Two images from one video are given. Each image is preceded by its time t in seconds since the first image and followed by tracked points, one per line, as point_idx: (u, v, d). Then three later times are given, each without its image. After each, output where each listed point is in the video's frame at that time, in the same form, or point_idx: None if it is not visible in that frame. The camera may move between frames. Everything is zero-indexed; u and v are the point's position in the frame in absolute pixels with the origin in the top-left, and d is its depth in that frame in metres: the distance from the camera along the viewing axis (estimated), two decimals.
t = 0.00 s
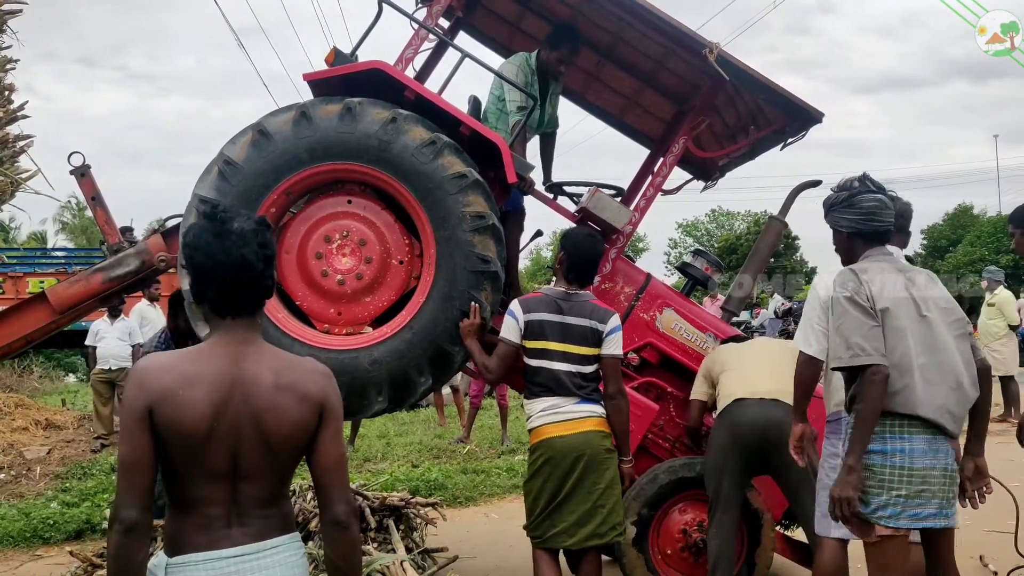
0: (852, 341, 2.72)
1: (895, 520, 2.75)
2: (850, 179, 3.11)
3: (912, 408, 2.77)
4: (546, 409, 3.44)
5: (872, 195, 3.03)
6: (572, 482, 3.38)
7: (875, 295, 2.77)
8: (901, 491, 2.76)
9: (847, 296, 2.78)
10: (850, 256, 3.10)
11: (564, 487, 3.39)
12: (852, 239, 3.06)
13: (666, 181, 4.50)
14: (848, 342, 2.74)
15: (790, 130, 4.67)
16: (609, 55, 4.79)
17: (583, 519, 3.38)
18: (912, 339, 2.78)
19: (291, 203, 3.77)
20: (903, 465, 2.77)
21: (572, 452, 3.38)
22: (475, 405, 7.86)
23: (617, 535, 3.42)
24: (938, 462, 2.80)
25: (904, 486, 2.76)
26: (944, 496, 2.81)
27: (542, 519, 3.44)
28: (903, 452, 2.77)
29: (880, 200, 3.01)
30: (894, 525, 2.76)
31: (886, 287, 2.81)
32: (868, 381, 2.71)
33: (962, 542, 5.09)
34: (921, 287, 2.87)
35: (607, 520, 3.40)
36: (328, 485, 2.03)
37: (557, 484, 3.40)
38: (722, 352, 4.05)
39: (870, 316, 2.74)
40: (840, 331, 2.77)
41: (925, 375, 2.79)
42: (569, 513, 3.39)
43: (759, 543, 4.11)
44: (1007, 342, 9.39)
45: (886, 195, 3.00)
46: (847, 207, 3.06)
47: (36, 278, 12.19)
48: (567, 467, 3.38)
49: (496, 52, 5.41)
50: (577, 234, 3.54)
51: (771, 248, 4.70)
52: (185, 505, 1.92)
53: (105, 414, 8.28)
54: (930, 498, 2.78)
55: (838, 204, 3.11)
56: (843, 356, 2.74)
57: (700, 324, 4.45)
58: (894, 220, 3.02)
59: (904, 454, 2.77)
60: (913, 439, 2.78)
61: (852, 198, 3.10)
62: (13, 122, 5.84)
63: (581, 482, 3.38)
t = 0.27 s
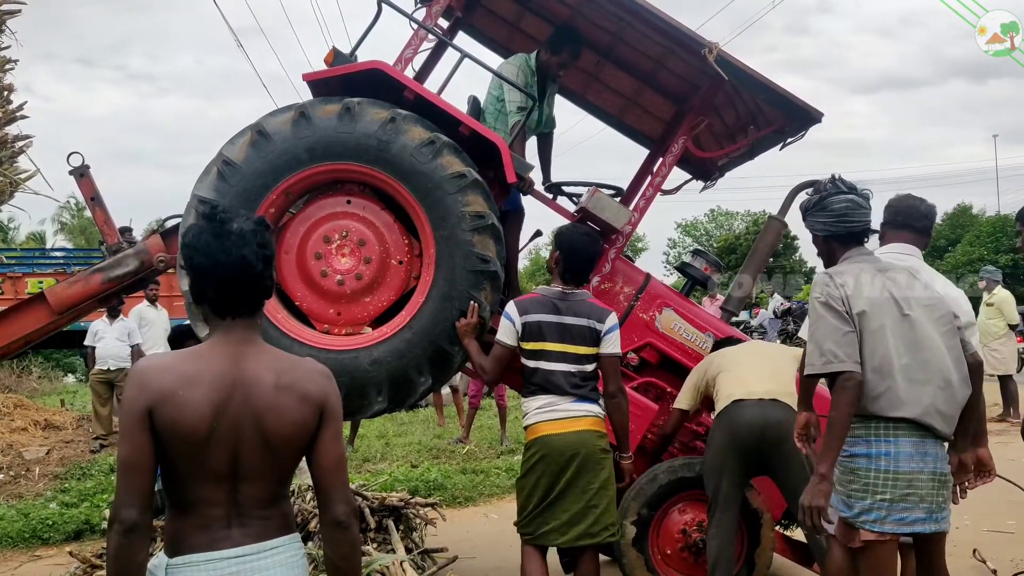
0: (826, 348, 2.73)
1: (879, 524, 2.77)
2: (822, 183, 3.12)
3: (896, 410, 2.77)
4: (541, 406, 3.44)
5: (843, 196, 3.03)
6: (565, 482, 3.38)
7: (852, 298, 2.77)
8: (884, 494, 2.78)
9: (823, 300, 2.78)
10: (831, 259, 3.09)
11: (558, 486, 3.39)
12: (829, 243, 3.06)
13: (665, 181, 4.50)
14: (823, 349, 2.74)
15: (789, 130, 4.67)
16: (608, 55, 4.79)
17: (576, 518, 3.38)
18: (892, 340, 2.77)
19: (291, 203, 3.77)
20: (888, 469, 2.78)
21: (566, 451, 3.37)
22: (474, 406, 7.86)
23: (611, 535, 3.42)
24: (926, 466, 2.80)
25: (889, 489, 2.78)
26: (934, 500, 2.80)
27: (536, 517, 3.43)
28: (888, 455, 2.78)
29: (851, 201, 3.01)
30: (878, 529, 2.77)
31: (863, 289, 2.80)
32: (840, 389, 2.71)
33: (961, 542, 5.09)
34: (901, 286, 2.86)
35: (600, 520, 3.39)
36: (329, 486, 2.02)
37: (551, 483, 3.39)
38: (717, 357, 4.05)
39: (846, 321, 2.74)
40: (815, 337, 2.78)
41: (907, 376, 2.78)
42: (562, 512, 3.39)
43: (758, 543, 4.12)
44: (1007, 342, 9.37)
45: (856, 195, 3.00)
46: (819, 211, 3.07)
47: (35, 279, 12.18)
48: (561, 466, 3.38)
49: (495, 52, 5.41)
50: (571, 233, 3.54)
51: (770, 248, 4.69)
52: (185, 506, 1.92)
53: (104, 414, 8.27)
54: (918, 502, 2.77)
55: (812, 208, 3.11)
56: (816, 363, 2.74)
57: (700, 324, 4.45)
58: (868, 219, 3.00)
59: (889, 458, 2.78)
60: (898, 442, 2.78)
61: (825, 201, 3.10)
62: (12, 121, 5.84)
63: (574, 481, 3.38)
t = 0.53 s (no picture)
0: (828, 349, 2.72)
1: (883, 526, 2.77)
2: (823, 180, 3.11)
3: (901, 411, 2.77)
4: (532, 408, 3.42)
5: (845, 194, 3.02)
6: (556, 485, 3.38)
7: (854, 300, 2.76)
8: (888, 496, 2.77)
9: (825, 302, 2.78)
10: (833, 258, 3.08)
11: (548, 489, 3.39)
12: (832, 241, 3.06)
13: (666, 181, 4.50)
14: (825, 351, 2.74)
15: (790, 130, 4.66)
16: (608, 54, 4.78)
17: (565, 523, 3.38)
18: (895, 340, 2.76)
19: (291, 204, 3.77)
20: (890, 470, 2.78)
21: (556, 454, 3.37)
22: (475, 406, 7.85)
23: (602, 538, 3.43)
24: (929, 467, 2.79)
25: (891, 491, 2.77)
26: (938, 501, 2.80)
27: (526, 518, 3.44)
28: (891, 456, 2.79)
29: (853, 199, 3.00)
30: (881, 531, 2.77)
31: (865, 289, 2.79)
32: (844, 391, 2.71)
33: (963, 542, 5.09)
34: (904, 286, 2.85)
35: (590, 524, 3.40)
36: (330, 487, 2.02)
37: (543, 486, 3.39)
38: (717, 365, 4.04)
39: (847, 323, 2.74)
40: (817, 339, 2.77)
41: (911, 377, 2.77)
42: (552, 516, 3.39)
43: (760, 543, 4.12)
44: (1010, 342, 9.34)
45: (859, 192, 2.99)
46: (821, 208, 3.06)
47: (36, 279, 12.19)
48: (550, 470, 3.38)
49: (496, 52, 5.40)
50: (555, 232, 3.57)
51: (771, 248, 4.69)
52: (186, 506, 1.91)
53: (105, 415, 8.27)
54: (921, 504, 2.77)
55: (814, 206, 3.10)
56: (818, 365, 2.74)
57: (701, 324, 4.44)
58: (870, 217, 3.00)
59: (892, 459, 2.78)
60: (902, 443, 2.78)
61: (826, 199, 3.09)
62: (13, 122, 5.84)
63: (565, 484, 3.38)
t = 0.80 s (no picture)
0: (845, 347, 2.74)
1: (882, 526, 2.77)
2: (847, 176, 3.07)
3: (909, 413, 2.77)
4: (511, 412, 3.35)
5: (871, 191, 3.00)
6: (533, 490, 3.28)
7: (870, 297, 2.77)
8: (889, 497, 2.77)
9: (843, 299, 2.79)
10: (851, 255, 3.07)
11: (524, 494, 3.29)
12: (853, 237, 3.03)
13: (667, 181, 4.49)
14: (842, 348, 2.76)
15: (791, 129, 4.66)
16: (608, 54, 4.78)
17: (540, 531, 3.27)
18: (910, 342, 2.77)
19: (292, 204, 3.77)
20: (893, 472, 2.78)
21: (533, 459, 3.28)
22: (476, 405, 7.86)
23: (577, 546, 3.31)
24: (932, 470, 2.79)
25: (892, 492, 2.77)
26: (940, 505, 2.79)
27: (505, 522, 3.35)
28: (895, 458, 2.79)
29: (880, 196, 2.98)
30: (881, 531, 2.77)
31: (883, 289, 2.80)
32: (861, 388, 2.72)
33: (964, 541, 5.09)
34: (921, 287, 2.85)
35: (565, 534, 3.28)
36: (330, 487, 2.02)
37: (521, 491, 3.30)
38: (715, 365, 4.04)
39: (864, 321, 2.76)
40: (834, 336, 2.79)
41: (921, 380, 2.77)
42: (527, 524, 3.30)
43: (761, 543, 4.11)
44: (1015, 342, 9.28)
45: (886, 190, 2.97)
46: (846, 204, 3.02)
47: (38, 280, 12.18)
48: (527, 476, 3.28)
49: (496, 52, 5.40)
50: (537, 232, 3.45)
51: (772, 247, 4.69)
52: (186, 507, 1.91)
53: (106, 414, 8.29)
54: (922, 505, 2.77)
55: (836, 202, 3.07)
56: (835, 362, 2.77)
57: (702, 324, 4.43)
58: (894, 216, 2.99)
59: (895, 461, 2.78)
60: (906, 446, 2.78)
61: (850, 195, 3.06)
62: (13, 123, 5.84)
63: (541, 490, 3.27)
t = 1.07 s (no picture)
0: (864, 335, 2.71)
1: (896, 528, 2.75)
2: (868, 177, 3.04)
3: (925, 411, 2.77)
4: (490, 416, 3.25)
5: (892, 193, 2.98)
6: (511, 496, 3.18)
7: (891, 292, 2.76)
8: (904, 499, 2.76)
9: (864, 290, 2.77)
10: (866, 255, 3.04)
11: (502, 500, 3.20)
12: (872, 238, 3.00)
13: (666, 180, 4.50)
14: (861, 336, 2.73)
15: (791, 129, 4.66)
16: (607, 54, 4.78)
17: (522, 537, 3.17)
18: (926, 339, 2.77)
19: (291, 204, 3.77)
20: (908, 474, 2.77)
21: (512, 464, 3.19)
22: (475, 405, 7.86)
23: (561, 550, 3.21)
24: (945, 472, 2.79)
25: (908, 495, 2.76)
26: (951, 506, 2.80)
27: (483, 528, 3.26)
28: (909, 460, 2.77)
29: (901, 198, 2.96)
30: (895, 534, 2.75)
31: (902, 284, 2.78)
32: (879, 379, 2.69)
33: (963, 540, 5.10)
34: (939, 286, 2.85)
35: (547, 539, 3.19)
36: (329, 487, 2.02)
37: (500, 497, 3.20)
38: (701, 372, 3.98)
39: (884, 312, 2.73)
40: (853, 326, 2.76)
41: (936, 378, 2.78)
42: (508, 530, 3.20)
43: (760, 543, 4.12)
44: (1017, 341, 9.30)
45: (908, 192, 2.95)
46: (868, 204, 2.99)
47: (36, 280, 12.17)
48: (505, 481, 3.19)
49: (495, 52, 5.40)
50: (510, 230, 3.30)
51: (772, 247, 4.70)
52: (185, 507, 1.91)
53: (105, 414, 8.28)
54: (934, 507, 2.77)
55: (856, 202, 3.04)
56: (854, 351, 2.73)
57: (701, 324, 4.43)
58: (913, 218, 2.98)
59: (911, 463, 2.77)
60: (921, 447, 2.78)
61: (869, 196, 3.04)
62: (12, 123, 5.84)
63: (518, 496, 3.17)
